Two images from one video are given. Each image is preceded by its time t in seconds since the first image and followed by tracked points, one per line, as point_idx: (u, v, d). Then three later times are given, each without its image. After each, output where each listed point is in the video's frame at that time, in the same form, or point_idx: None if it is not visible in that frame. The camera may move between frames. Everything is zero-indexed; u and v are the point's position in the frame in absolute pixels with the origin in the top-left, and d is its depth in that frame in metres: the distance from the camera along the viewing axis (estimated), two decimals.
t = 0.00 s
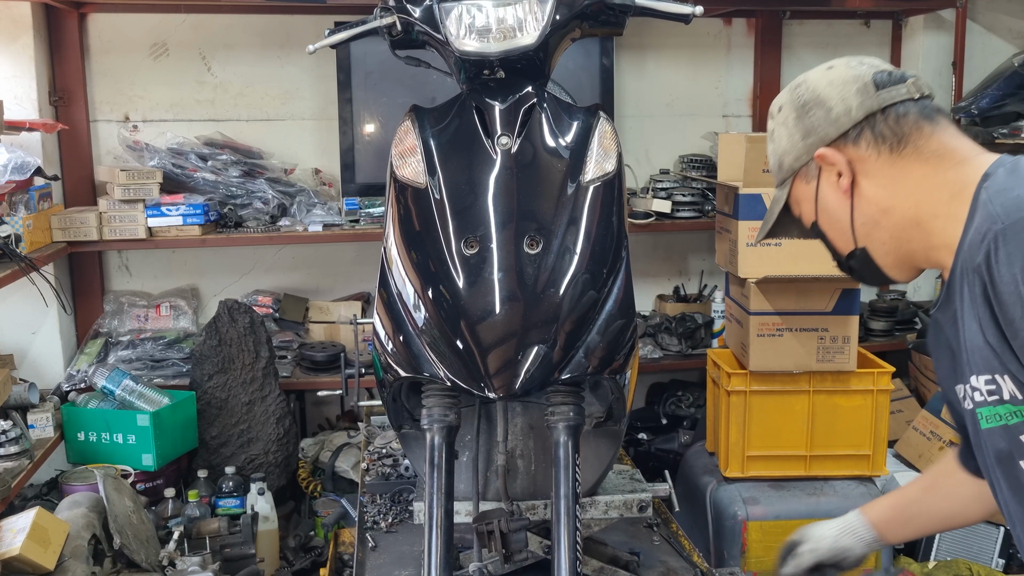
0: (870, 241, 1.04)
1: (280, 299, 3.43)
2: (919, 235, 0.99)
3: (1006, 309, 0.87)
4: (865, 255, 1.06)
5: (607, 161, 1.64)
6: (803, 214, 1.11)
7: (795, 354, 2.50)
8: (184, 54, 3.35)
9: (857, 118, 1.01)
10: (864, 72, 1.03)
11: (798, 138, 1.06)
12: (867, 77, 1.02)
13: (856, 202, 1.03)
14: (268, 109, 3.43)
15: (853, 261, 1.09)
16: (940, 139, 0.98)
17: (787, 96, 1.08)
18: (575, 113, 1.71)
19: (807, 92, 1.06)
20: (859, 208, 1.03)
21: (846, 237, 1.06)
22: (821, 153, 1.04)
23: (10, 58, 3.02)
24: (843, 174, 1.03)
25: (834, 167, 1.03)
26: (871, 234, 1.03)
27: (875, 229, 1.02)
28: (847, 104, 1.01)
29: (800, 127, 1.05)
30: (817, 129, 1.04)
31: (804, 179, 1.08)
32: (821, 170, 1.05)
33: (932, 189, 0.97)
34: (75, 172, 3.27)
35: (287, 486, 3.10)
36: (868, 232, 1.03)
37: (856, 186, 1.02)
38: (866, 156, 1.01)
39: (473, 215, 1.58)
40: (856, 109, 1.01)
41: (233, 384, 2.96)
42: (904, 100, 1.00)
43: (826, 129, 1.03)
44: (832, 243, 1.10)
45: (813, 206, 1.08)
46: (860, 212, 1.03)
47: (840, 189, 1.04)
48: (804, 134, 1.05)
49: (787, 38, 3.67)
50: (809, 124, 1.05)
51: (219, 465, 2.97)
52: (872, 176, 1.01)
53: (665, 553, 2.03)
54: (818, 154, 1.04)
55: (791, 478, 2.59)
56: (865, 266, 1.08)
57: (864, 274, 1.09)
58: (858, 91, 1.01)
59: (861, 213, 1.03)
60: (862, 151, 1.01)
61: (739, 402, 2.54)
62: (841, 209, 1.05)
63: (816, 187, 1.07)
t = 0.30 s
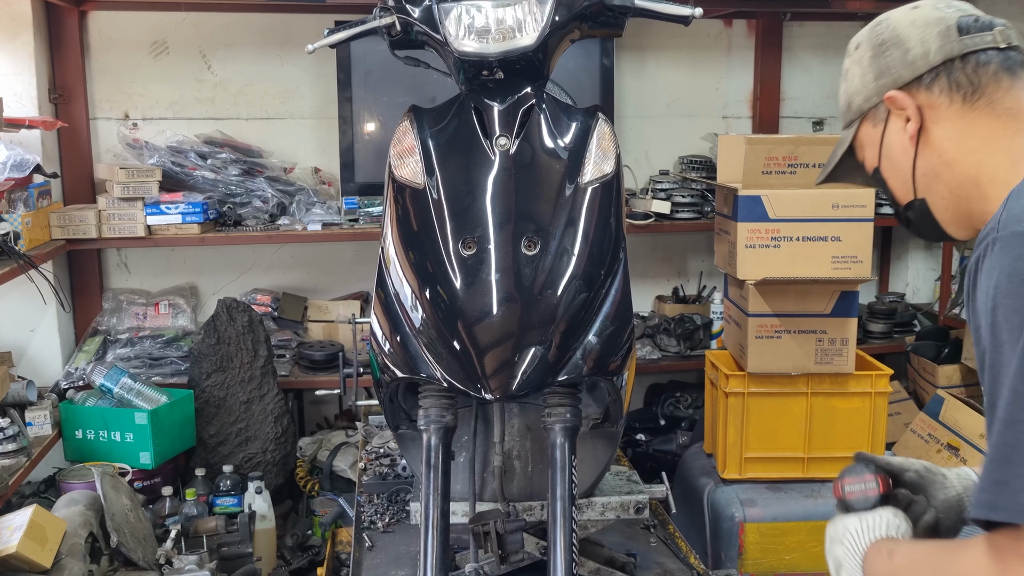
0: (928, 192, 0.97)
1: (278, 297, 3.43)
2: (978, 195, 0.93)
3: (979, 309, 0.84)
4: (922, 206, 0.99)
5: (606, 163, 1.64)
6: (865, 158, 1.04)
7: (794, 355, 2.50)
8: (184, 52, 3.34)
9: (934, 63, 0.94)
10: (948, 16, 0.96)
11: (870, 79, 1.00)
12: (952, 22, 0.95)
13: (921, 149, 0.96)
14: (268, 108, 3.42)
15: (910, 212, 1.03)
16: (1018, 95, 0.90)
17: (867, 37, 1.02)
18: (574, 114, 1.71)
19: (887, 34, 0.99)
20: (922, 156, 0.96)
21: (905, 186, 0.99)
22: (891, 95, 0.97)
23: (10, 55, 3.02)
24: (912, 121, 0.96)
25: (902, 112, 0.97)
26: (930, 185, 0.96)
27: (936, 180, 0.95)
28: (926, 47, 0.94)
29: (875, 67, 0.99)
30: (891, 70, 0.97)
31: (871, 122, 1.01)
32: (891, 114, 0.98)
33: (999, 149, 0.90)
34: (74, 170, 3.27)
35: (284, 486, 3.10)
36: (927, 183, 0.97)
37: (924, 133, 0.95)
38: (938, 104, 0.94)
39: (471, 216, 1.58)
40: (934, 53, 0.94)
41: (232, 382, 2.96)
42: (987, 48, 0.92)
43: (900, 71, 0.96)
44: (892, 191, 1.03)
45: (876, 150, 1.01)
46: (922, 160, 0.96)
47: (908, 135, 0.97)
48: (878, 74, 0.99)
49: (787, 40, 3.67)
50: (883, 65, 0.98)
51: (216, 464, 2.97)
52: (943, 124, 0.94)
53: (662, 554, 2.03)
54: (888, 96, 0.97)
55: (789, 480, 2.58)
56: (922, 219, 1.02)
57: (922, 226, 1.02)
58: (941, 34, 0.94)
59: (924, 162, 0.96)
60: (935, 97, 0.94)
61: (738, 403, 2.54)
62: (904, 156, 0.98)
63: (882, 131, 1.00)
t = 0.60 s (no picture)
0: (939, 193, 1.04)
1: (278, 297, 3.43)
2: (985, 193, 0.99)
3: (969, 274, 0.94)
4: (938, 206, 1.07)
5: (605, 164, 1.64)
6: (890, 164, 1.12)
7: (794, 356, 2.51)
8: (184, 53, 3.35)
9: (936, 78, 0.99)
10: (952, 32, 1.00)
11: (886, 92, 1.06)
12: (954, 36, 0.99)
13: (929, 154, 1.02)
14: (267, 108, 3.42)
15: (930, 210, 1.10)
16: (1017, 101, 0.96)
17: (886, 52, 1.07)
18: (573, 116, 1.71)
19: (898, 49, 1.04)
20: (930, 161, 1.02)
21: (920, 188, 1.07)
22: (898, 107, 1.03)
23: (9, 56, 3.02)
24: (919, 131, 1.02)
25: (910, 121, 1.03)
26: (939, 186, 1.03)
27: (944, 183, 1.02)
28: (929, 63, 1.00)
29: (888, 83, 1.05)
30: (900, 86, 1.03)
31: (890, 132, 1.08)
32: (904, 124, 1.05)
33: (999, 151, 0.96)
34: (73, 171, 3.26)
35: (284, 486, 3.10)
36: (937, 185, 1.03)
37: (930, 141, 1.01)
38: (942, 113, 1.00)
39: (470, 217, 1.57)
40: (936, 68, 0.99)
41: (231, 383, 2.96)
42: (988, 60, 0.97)
43: (908, 85, 1.02)
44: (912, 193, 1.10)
45: (896, 158, 1.08)
46: (931, 165, 1.02)
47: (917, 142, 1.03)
48: (891, 88, 1.05)
49: (787, 39, 3.67)
50: (895, 80, 1.04)
51: (216, 465, 2.97)
52: (948, 132, 1.00)
53: (662, 554, 2.03)
54: (897, 108, 1.03)
55: (788, 480, 2.59)
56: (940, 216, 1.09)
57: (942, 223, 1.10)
58: (941, 49, 0.99)
59: (932, 166, 1.02)
60: (939, 108, 1.00)
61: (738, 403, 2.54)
62: (916, 160, 1.04)
63: (899, 140, 1.07)
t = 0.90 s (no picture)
0: (937, 222, 1.21)
1: (278, 297, 3.43)
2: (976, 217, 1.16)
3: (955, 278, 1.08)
4: (936, 234, 1.23)
5: (604, 163, 1.64)
6: (890, 205, 1.28)
7: (794, 355, 2.51)
8: (184, 53, 3.35)
9: (927, 124, 1.18)
10: (936, 89, 1.20)
11: (884, 142, 1.25)
12: (938, 92, 1.19)
13: (926, 188, 1.20)
14: (268, 108, 3.43)
15: (929, 242, 1.26)
16: (993, 140, 1.16)
17: (881, 113, 1.27)
18: (572, 115, 1.71)
19: (891, 106, 1.23)
20: (927, 194, 1.20)
21: (920, 219, 1.23)
22: (898, 150, 1.21)
23: (9, 57, 3.03)
24: (916, 169, 1.20)
25: (908, 162, 1.21)
26: (936, 216, 1.20)
27: (939, 212, 1.19)
28: (919, 114, 1.19)
29: (886, 133, 1.24)
30: (896, 134, 1.22)
31: (889, 175, 1.26)
32: (901, 166, 1.23)
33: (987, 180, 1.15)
34: (73, 171, 3.27)
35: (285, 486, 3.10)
36: (935, 214, 1.20)
37: (927, 177, 1.20)
38: (935, 153, 1.19)
39: (469, 217, 1.58)
40: (926, 116, 1.18)
41: (231, 383, 2.97)
42: (968, 108, 1.17)
43: (904, 133, 1.21)
44: (912, 227, 1.27)
45: (896, 197, 1.26)
46: (928, 198, 1.20)
47: (915, 179, 1.21)
48: (888, 137, 1.24)
49: (787, 39, 3.67)
50: (892, 130, 1.22)
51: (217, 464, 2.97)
52: (941, 169, 1.18)
53: (662, 553, 2.04)
54: (897, 151, 1.21)
55: (789, 479, 2.59)
56: (939, 244, 1.25)
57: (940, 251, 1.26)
58: (927, 101, 1.19)
59: (929, 198, 1.20)
60: (931, 148, 1.19)
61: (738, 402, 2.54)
62: (915, 196, 1.22)
63: (898, 182, 1.24)
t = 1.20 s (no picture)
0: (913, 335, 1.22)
1: (279, 298, 3.44)
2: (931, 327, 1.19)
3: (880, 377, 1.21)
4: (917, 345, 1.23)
5: (603, 163, 1.65)
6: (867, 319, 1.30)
7: (793, 355, 2.51)
8: (184, 54, 3.35)
9: (882, 245, 1.24)
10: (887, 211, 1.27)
11: (849, 264, 1.29)
12: (890, 215, 1.25)
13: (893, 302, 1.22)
14: (268, 109, 3.43)
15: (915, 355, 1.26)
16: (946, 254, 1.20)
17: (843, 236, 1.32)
18: (571, 116, 1.72)
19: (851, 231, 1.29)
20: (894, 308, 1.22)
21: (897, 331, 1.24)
22: (863, 268, 1.25)
23: (9, 58, 3.03)
24: (880, 284, 1.23)
25: (874, 280, 1.24)
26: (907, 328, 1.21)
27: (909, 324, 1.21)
28: (874, 235, 1.25)
29: (850, 254, 1.28)
30: (859, 254, 1.26)
31: (859, 292, 1.29)
32: (867, 283, 1.26)
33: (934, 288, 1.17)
34: (74, 172, 3.27)
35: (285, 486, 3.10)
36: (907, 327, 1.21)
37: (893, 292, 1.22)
38: (895, 269, 1.22)
39: (468, 218, 1.58)
40: (884, 235, 1.24)
41: (232, 383, 2.97)
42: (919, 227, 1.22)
43: (866, 253, 1.26)
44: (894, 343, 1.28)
45: (869, 312, 1.28)
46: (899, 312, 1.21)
47: (882, 294, 1.24)
48: (850, 260, 1.28)
49: (786, 39, 3.67)
50: (856, 250, 1.27)
51: (217, 465, 2.97)
52: (904, 284, 1.21)
53: (661, 553, 2.04)
54: (863, 270, 1.25)
55: (788, 479, 2.59)
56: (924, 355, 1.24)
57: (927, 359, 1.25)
58: (881, 223, 1.25)
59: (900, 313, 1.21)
60: (892, 266, 1.22)
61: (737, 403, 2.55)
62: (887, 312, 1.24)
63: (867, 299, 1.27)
